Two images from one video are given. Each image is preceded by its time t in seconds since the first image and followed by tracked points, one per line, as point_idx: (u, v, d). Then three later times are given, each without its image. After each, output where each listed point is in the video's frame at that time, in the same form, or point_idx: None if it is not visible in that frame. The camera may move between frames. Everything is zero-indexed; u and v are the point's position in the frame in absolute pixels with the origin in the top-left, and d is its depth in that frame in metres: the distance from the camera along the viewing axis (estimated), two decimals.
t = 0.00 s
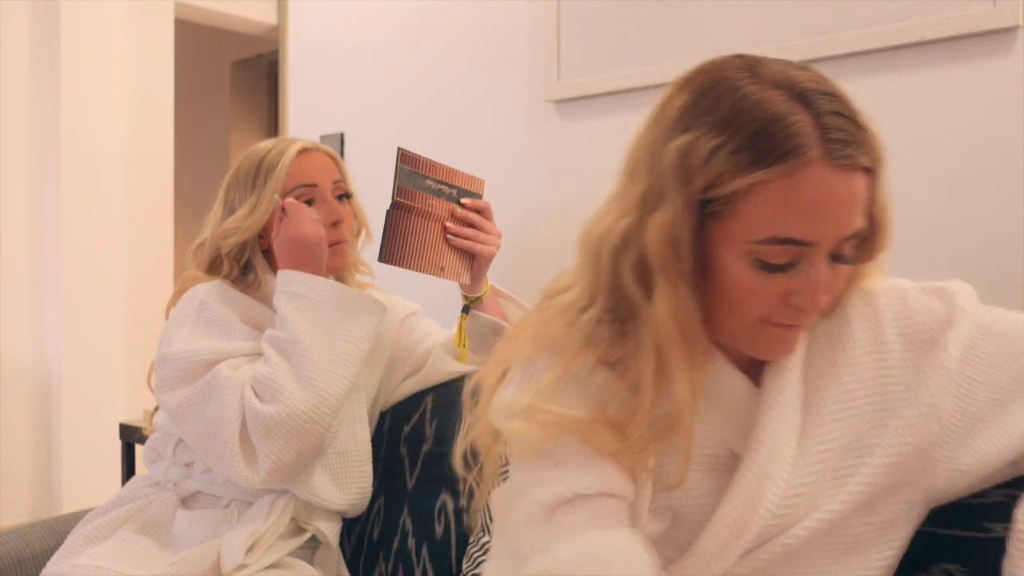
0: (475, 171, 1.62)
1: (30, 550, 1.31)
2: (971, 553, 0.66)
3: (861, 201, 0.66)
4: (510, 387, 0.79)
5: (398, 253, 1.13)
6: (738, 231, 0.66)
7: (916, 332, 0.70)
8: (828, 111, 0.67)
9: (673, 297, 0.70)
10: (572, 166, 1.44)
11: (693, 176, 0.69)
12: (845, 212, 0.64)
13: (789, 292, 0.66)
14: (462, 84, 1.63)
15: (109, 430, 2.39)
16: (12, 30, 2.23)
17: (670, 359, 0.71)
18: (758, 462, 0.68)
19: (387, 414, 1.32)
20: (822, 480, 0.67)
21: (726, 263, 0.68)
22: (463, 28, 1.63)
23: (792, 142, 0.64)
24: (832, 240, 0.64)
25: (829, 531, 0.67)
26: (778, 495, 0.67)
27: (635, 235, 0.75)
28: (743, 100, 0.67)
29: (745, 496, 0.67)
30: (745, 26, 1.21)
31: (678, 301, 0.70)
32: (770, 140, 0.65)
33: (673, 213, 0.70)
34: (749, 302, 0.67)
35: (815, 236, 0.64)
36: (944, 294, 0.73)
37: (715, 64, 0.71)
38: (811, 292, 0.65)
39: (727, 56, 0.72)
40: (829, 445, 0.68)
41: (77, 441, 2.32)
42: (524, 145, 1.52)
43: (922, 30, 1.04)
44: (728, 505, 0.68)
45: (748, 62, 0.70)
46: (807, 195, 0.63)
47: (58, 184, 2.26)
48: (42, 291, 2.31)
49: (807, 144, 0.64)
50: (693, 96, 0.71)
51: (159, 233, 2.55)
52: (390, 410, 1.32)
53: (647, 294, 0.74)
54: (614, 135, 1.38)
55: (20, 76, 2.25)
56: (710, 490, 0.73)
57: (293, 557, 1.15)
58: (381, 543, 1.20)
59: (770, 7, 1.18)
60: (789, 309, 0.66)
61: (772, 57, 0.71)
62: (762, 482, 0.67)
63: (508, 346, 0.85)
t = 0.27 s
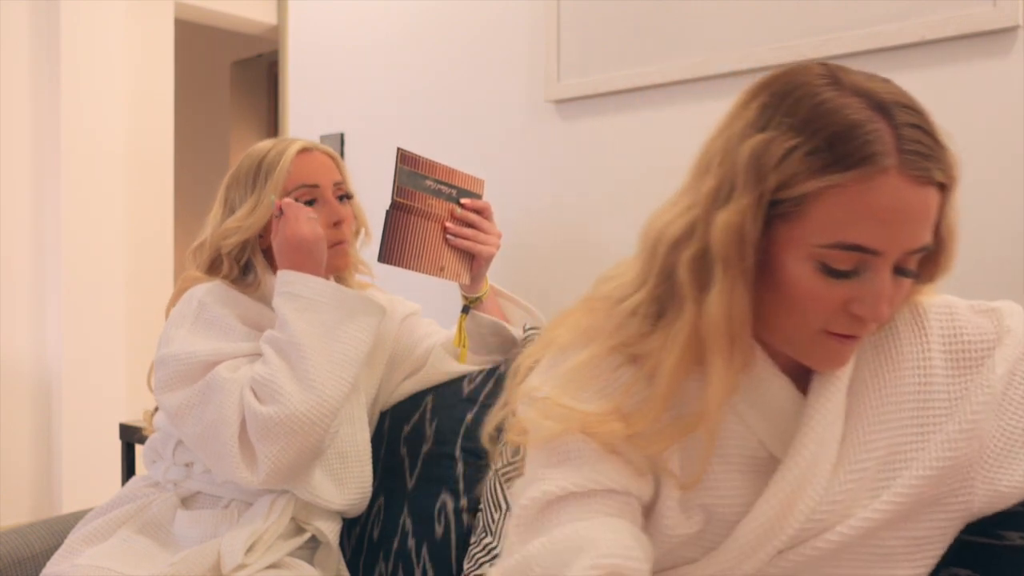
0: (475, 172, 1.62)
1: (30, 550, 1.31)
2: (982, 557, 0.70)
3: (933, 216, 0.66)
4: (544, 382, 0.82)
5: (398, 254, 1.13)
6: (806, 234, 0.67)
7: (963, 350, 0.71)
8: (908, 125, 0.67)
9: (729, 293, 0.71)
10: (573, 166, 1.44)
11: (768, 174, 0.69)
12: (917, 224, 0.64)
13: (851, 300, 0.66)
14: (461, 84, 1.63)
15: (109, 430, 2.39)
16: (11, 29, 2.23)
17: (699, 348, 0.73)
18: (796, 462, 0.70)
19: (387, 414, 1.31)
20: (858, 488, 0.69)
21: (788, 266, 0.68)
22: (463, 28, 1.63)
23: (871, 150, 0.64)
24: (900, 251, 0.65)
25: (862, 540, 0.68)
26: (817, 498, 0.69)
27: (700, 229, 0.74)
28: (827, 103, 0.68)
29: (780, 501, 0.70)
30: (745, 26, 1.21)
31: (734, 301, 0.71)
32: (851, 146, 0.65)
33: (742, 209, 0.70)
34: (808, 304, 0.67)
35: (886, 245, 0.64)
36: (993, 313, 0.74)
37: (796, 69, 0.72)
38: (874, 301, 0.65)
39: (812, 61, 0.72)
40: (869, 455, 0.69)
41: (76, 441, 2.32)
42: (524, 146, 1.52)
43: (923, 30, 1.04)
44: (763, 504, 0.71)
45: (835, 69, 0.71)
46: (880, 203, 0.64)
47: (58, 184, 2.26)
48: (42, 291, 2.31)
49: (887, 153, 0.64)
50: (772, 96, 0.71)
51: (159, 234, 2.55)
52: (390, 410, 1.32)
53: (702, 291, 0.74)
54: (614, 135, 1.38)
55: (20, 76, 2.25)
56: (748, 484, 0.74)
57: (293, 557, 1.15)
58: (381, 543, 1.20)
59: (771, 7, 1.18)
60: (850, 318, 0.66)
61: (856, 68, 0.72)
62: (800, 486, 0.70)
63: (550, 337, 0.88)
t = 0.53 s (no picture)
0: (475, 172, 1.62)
1: (30, 550, 1.30)
2: (987, 557, 0.70)
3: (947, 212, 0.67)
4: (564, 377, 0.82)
5: (398, 254, 1.13)
6: (823, 227, 0.67)
7: (965, 348, 0.72)
8: (922, 121, 0.68)
9: (755, 285, 0.70)
10: (573, 166, 1.44)
11: (785, 169, 0.69)
12: (933, 219, 0.65)
13: (865, 294, 0.66)
14: (461, 84, 1.63)
15: (108, 430, 2.39)
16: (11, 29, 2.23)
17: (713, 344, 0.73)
18: (804, 457, 0.70)
19: (387, 415, 1.32)
20: (863, 487, 0.69)
21: (805, 261, 0.68)
22: (463, 28, 1.63)
23: (889, 144, 0.65)
24: (915, 245, 0.65)
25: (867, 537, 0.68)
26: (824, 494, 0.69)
27: (720, 223, 0.74)
28: (842, 99, 0.68)
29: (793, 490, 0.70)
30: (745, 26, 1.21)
31: (759, 294, 0.70)
32: (868, 140, 0.66)
33: (763, 203, 0.69)
34: (824, 299, 0.67)
35: (901, 238, 0.64)
36: (995, 313, 0.74)
37: (813, 67, 0.72)
38: (889, 295, 0.65)
39: (828, 60, 0.73)
40: (872, 454, 0.70)
41: (76, 441, 2.32)
42: (525, 145, 1.52)
43: (923, 30, 1.04)
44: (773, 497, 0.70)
45: (849, 68, 0.71)
46: (897, 197, 0.64)
47: (57, 184, 2.26)
48: (42, 291, 2.31)
49: (903, 148, 0.65)
50: (787, 93, 0.71)
51: (159, 233, 2.55)
52: (390, 410, 1.33)
53: (727, 285, 0.73)
54: (614, 135, 1.38)
55: (20, 76, 2.24)
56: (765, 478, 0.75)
57: (293, 557, 1.15)
58: (381, 543, 1.20)
59: (771, 7, 1.18)
60: (865, 312, 0.67)
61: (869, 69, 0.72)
62: (807, 481, 0.70)
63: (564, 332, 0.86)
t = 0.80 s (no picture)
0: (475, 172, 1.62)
1: (30, 550, 1.30)
2: (981, 556, 0.70)
3: (931, 204, 0.67)
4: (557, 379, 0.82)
5: (398, 252, 1.13)
6: (808, 224, 0.67)
7: (960, 348, 0.72)
8: (903, 115, 0.68)
9: (740, 285, 0.70)
10: (573, 166, 1.44)
11: (768, 168, 0.69)
12: (916, 211, 0.65)
13: (853, 289, 0.66)
14: (461, 85, 1.63)
15: (109, 430, 2.39)
16: (11, 29, 2.23)
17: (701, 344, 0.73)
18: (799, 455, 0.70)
19: (387, 415, 1.32)
20: (858, 486, 0.69)
21: (793, 259, 0.68)
22: (463, 28, 1.63)
23: (869, 137, 0.65)
24: (900, 238, 0.65)
25: (861, 536, 0.68)
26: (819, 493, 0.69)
27: (707, 225, 0.74)
28: (821, 97, 0.68)
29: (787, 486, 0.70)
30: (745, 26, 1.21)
31: (745, 294, 0.70)
32: (849, 134, 0.66)
33: (748, 203, 0.70)
34: (813, 297, 0.67)
35: (886, 231, 0.64)
36: (991, 313, 0.74)
37: (791, 69, 0.72)
38: (877, 290, 0.65)
39: (806, 62, 0.73)
40: (867, 454, 0.70)
41: (77, 441, 2.32)
42: (524, 145, 1.52)
43: (923, 30, 1.04)
44: (765, 496, 0.70)
45: (829, 68, 0.72)
46: (880, 190, 0.64)
47: (57, 184, 2.26)
48: (42, 292, 2.31)
49: (883, 141, 0.65)
50: (768, 95, 0.72)
51: (159, 233, 2.55)
52: (390, 410, 1.33)
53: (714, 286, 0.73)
54: (614, 135, 1.38)
55: (20, 76, 2.25)
56: (758, 477, 0.74)
57: (293, 557, 1.15)
58: (381, 543, 1.20)
59: (771, 7, 1.18)
60: (854, 307, 0.66)
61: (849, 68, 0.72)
62: (801, 480, 0.70)
63: (561, 333, 0.87)
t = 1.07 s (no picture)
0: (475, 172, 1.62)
1: (30, 550, 1.31)
2: (980, 557, 0.70)
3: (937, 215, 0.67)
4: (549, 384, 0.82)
5: (397, 250, 1.13)
6: (812, 234, 0.67)
7: (962, 352, 0.71)
8: (907, 124, 0.68)
9: (738, 293, 0.70)
10: (573, 166, 1.44)
11: (772, 178, 0.69)
12: (922, 223, 0.65)
13: (858, 299, 0.66)
14: (461, 85, 1.64)
15: (109, 430, 2.40)
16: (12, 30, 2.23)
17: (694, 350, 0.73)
18: (799, 460, 0.70)
19: (387, 415, 1.32)
20: (858, 488, 0.69)
21: (795, 268, 0.68)
22: (463, 27, 1.63)
23: (875, 148, 0.65)
24: (906, 249, 0.65)
25: (862, 540, 0.68)
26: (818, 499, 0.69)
27: (705, 233, 0.74)
28: (826, 106, 0.68)
29: (786, 492, 0.69)
30: (745, 26, 1.21)
31: (743, 303, 0.70)
32: (854, 145, 0.66)
33: (750, 212, 0.69)
34: (816, 307, 0.67)
35: (892, 242, 0.64)
36: (994, 315, 0.74)
37: (797, 74, 0.72)
38: (881, 300, 0.65)
39: (811, 67, 0.72)
40: (867, 457, 0.70)
41: (76, 441, 2.32)
42: (524, 145, 1.52)
43: (924, 31, 1.04)
44: (762, 503, 0.70)
45: (834, 74, 0.71)
46: (885, 202, 0.64)
47: (57, 184, 2.26)
48: (42, 292, 2.31)
49: (890, 152, 0.65)
50: (771, 101, 0.71)
51: (159, 233, 2.56)
52: (389, 410, 1.33)
53: (710, 294, 0.73)
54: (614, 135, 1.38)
55: (20, 76, 2.25)
56: (754, 483, 0.74)
57: (293, 557, 1.15)
58: (381, 544, 1.20)
59: (772, 7, 1.18)
60: (858, 317, 0.67)
61: (853, 74, 0.72)
62: (800, 486, 0.69)
63: (556, 337, 0.87)
